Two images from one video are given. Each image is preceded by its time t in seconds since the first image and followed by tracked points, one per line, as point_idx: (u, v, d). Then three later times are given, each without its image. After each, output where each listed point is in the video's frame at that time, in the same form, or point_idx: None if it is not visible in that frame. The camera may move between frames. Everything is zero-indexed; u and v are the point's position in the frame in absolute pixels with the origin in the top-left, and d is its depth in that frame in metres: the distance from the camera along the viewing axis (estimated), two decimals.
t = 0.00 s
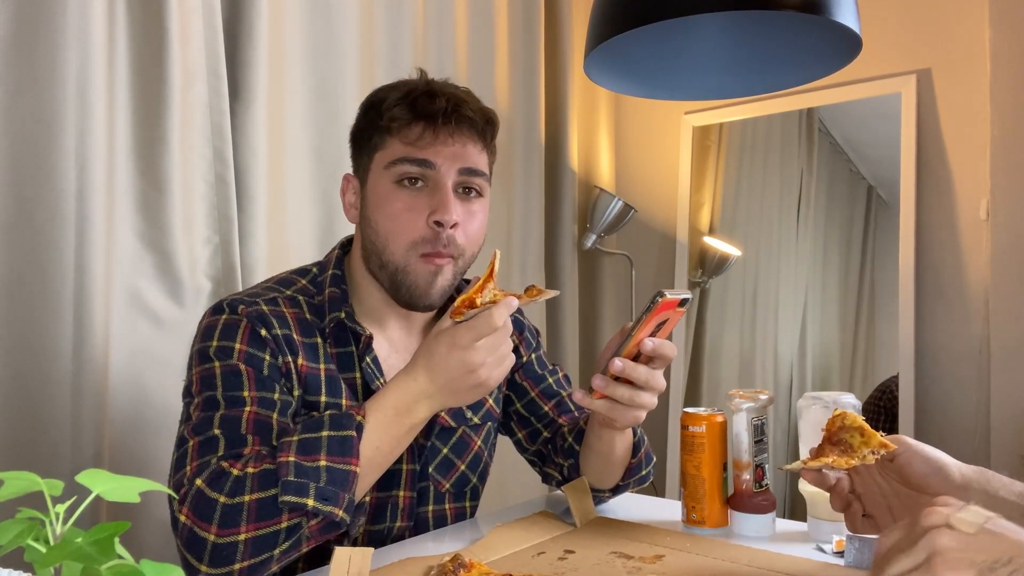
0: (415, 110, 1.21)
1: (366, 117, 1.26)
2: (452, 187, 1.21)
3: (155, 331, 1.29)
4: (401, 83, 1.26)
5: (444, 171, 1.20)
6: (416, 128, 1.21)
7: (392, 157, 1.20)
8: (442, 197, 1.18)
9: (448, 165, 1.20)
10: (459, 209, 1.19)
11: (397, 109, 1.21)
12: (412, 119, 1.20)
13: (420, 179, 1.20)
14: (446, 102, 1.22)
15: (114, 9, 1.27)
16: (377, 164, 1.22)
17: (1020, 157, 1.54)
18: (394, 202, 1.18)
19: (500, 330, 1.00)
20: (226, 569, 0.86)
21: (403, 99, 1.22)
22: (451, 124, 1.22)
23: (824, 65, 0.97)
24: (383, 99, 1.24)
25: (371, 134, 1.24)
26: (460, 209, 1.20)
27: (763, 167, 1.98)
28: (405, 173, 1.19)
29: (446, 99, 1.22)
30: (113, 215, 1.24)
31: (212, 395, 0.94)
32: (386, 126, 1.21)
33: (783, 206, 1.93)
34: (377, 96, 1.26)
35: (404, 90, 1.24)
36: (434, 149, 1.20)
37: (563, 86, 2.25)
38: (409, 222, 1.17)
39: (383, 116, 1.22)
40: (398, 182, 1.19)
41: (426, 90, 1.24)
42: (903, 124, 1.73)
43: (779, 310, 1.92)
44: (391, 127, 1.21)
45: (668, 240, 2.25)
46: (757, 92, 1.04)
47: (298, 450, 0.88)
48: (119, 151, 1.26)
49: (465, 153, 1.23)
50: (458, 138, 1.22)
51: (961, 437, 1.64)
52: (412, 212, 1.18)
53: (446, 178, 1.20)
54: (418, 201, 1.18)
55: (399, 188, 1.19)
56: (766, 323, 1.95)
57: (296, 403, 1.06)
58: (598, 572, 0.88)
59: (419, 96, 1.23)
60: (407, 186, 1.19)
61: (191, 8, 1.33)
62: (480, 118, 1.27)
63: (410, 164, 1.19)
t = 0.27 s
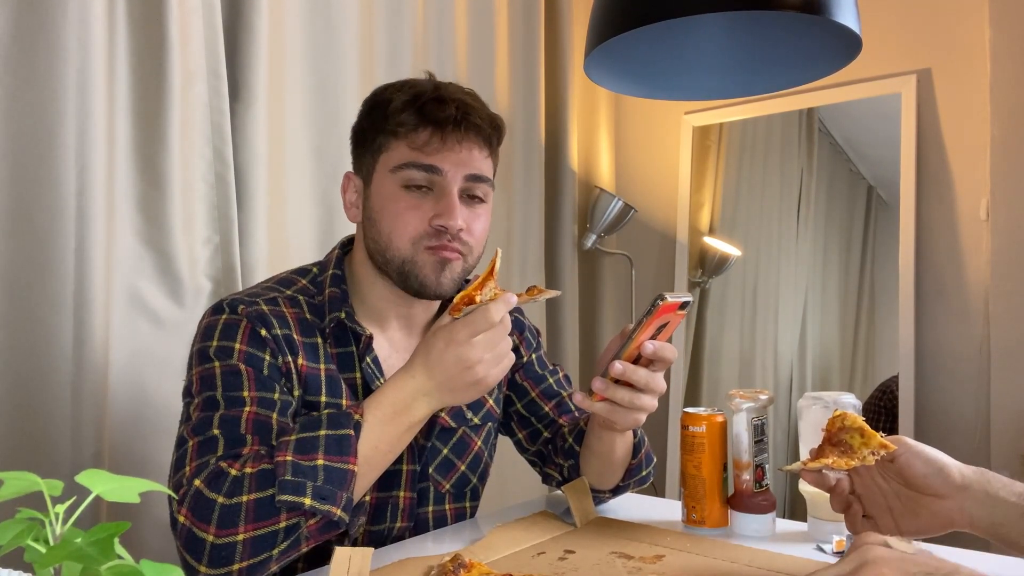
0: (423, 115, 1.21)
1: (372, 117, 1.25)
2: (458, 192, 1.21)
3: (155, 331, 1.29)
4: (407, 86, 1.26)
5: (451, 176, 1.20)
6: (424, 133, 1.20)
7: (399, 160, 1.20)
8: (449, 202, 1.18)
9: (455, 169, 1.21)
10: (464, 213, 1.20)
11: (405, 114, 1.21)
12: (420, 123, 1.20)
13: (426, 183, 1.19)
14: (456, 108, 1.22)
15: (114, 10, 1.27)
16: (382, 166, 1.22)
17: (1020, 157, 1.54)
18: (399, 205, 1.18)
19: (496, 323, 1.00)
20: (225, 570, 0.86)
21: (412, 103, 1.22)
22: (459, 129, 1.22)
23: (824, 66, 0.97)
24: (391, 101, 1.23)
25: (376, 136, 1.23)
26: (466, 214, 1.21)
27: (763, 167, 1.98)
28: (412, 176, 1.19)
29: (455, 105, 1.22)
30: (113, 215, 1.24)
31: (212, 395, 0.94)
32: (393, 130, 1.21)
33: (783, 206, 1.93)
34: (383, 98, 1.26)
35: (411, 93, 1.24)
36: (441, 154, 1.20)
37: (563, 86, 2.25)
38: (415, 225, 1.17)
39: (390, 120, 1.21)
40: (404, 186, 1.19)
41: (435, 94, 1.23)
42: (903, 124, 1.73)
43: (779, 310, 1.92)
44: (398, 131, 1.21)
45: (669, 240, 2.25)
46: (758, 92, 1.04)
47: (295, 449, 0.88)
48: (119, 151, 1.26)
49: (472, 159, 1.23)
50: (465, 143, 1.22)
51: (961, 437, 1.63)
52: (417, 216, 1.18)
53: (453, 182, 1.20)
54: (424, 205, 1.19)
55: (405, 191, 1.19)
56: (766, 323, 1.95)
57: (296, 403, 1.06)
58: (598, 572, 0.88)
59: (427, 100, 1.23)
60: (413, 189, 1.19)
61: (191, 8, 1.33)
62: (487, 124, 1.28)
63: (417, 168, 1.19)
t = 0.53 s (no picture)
0: (451, 124, 1.20)
1: (393, 120, 1.23)
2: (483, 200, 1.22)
3: (155, 331, 1.29)
4: (429, 89, 1.24)
5: (478, 186, 1.21)
6: (452, 141, 1.20)
7: (426, 168, 1.19)
8: (477, 212, 1.19)
9: (481, 179, 1.21)
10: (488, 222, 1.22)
11: (434, 123, 1.20)
12: (449, 133, 1.20)
13: (453, 192, 1.19)
14: (484, 118, 1.21)
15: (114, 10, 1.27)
16: (406, 172, 1.20)
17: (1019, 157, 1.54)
18: (427, 214, 1.18)
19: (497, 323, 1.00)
20: (225, 569, 0.86)
21: (440, 111, 1.21)
22: (486, 140, 1.22)
23: (825, 66, 0.97)
24: (418, 107, 1.21)
25: (398, 141, 1.22)
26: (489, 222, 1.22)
27: (763, 167, 1.98)
28: (439, 185, 1.19)
29: (483, 114, 1.22)
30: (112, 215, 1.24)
31: (211, 396, 0.95)
32: (420, 137, 1.20)
33: (783, 206, 1.93)
34: (404, 100, 1.24)
35: (437, 99, 1.22)
36: (469, 163, 1.20)
37: (563, 86, 2.26)
38: (442, 234, 1.18)
39: (418, 127, 1.20)
40: (430, 193, 1.19)
41: (462, 101, 1.22)
42: (903, 124, 1.73)
43: (779, 310, 1.92)
44: (425, 139, 1.20)
45: (668, 240, 2.25)
46: (759, 92, 1.04)
47: (295, 449, 0.88)
48: (119, 151, 1.26)
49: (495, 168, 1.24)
50: (489, 153, 1.23)
51: (961, 437, 1.64)
52: (443, 225, 1.19)
53: (479, 192, 1.21)
54: (451, 214, 1.19)
55: (431, 199, 1.18)
56: (766, 323, 1.95)
57: (296, 403, 1.06)
58: (598, 572, 0.88)
59: (453, 107, 1.22)
60: (440, 198, 1.19)
61: (191, 8, 1.33)
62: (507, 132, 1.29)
63: (445, 177, 1.19)
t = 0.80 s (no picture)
0: (458, 126, 1.20)
1: (399, 121, 1.23)
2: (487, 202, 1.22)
3: (155, 331, 1.29)
4: (435, 91, 1.24)
5: (484, 187, 1.22)
6: (458, 143, 1.21)
7: (431, 169, 1.20)
8: (482, 213, 1.19)
9: (487, 181, 1.22)
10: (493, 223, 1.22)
11: (440, 124, 1.20)
12: (455, 134, 1.20)
13: (459, 193, 1.20)
14: (490, 121, 1.22)
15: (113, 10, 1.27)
16: (411, 172, 1.21)
17: (1019, 157, 1.54)
18: (433, 215, 1.18)
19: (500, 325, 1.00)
20: (225, 569, 0.86)
21: (446, 112, 1.21)
22: (492, 142, 1.23)
23: (825, 66, 0.97)
24: (423, 109, 1.22)
25: (404, 142, 1.22)
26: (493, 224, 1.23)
27: (763, 167, 1.98)
28: (445, 186, 1.19)
29: (489, 116, 1.22)
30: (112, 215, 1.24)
31: (212, 396, 0.94)
32: (426, 139, 1.20)
33: (783, 206, 1.93)
34: (410, 102, 1.24)
35: (443, 101, 1.23)
36: (475, 165, 1.21)
37: (563, 86, 2.26)
38: (446, 235, 1.18)
39: (424, 128, 1.20)
40: (436, 194, 1.19)
41: (468, 103, 1.23)
42: (903, 124, 1.73)
43: (779, 310, 1.92)
44: (431, 141, 1.20)
45: (669, 240, 2.25)
46: (759, 92, 1.04)
47: (296, 449, 0.88)
48: (119, 151, 1.26)
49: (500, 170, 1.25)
50: (494, 155, 1.24)
51: (961, 438, 1.64)
52: (449, 226, 1.19)
53: (484, 193, 1.22)
54: (456, 215, 1.19)
55: (437, 200, 1.19)
56: (766, 323, 1.95)
57: (296, 404, 1.06)
58: (598, 572, 0.88)
59: (459, 109, 1.22)
60: (446, 199, 1.19)
61: (191, 8, 1.33)
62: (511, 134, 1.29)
63: (451, 179, 1.19)
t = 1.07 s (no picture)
0: (448, 122, 1.20)
1: (391, 120, 1.24)
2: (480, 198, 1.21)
3: (155, 331, 1.29)
4: (426, 90, 1.25)
5: (475, 184, 1.21)
6: (449, 140, 1.20)
7: (422, 166, 1.19)
8: (473, 209, 1.18)
9: (478, 177, 1.21)
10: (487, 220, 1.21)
11: (430, 121, 1.20)
12: (445, 131, 1.20)
13: (450, 189, 1.19)
14: (480, 116, 1.21)
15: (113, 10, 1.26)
16: (403, 170, 1.20)
17: (1019, 157, 1.54)
18: (424, 212, 1.18)
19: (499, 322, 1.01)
20: (225, 569, 0.86)
21: (436, 109, 1.21)
22: (483, 138, 1.22)
23: (823, 67, 0.98)
24: (414, 107, 1.22)
25: (395, 140, 1.22)
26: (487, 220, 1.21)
27: (763, 167, 1.98)
28: (436, 183, 1.19)
29: (478, 112, 1.22)
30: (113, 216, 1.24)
31: (212, 396, 0.94)
32: (416, 136, 1.20)
33: (783, 206, 1.93)
34: (401, 101, 1.24)
35: (434, 99, 1.23)
36: (465, 161, 1.20)
37: (563, 86, 2.26)
38: (438, 232, 1.18)
39: (414, 125, 1.20)
40: (427, 191, 1.18)
41: (459, 101, 1.23)
42: (903, 124, 1.73)
43: (779, 310, 1.92)
44: (421, 138, 1.20)
45: (669, 240, 2.25)
46: (757, 92, 1.05)
47: (295, 448, 0.88)
48: (120, 152, 1.26)
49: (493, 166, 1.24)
50: (487, 151, 1.23)
51: (961, 437, 1.64)
52: (441, 223, 1.18)
53: (476, 190, 1.21)
54: (448, 211, 1.19)
55: (428, 197, 1.18)
56: (766, 323, 1.95)
57: (296, 404, 1.06)
58: (598, 572, 0.88)
59: (449, 106, 1.22)
60: (437, 195, 1.19)
61: (191, 8, 1.33)
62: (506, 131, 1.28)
63: (442, 175, 1.19)
